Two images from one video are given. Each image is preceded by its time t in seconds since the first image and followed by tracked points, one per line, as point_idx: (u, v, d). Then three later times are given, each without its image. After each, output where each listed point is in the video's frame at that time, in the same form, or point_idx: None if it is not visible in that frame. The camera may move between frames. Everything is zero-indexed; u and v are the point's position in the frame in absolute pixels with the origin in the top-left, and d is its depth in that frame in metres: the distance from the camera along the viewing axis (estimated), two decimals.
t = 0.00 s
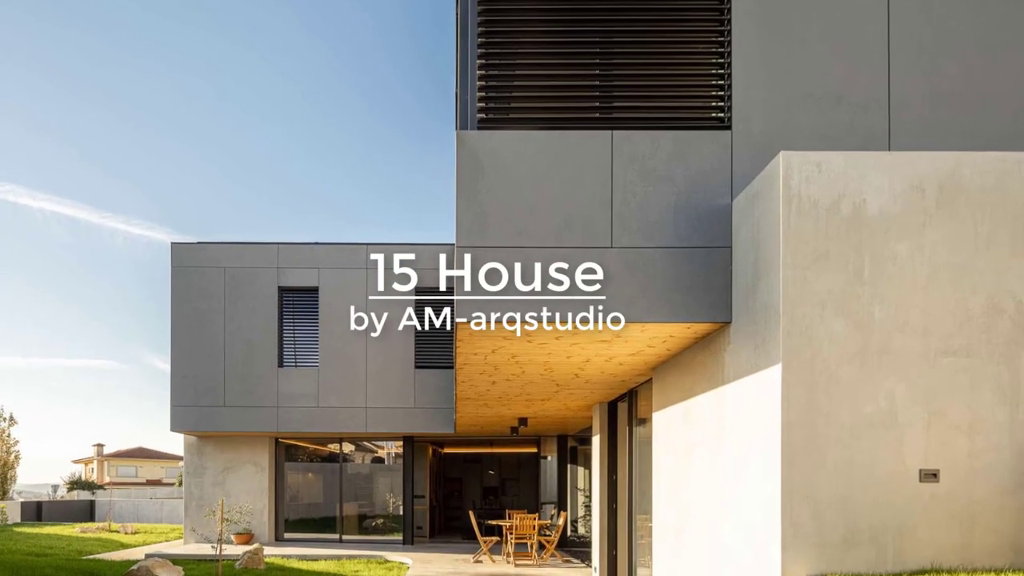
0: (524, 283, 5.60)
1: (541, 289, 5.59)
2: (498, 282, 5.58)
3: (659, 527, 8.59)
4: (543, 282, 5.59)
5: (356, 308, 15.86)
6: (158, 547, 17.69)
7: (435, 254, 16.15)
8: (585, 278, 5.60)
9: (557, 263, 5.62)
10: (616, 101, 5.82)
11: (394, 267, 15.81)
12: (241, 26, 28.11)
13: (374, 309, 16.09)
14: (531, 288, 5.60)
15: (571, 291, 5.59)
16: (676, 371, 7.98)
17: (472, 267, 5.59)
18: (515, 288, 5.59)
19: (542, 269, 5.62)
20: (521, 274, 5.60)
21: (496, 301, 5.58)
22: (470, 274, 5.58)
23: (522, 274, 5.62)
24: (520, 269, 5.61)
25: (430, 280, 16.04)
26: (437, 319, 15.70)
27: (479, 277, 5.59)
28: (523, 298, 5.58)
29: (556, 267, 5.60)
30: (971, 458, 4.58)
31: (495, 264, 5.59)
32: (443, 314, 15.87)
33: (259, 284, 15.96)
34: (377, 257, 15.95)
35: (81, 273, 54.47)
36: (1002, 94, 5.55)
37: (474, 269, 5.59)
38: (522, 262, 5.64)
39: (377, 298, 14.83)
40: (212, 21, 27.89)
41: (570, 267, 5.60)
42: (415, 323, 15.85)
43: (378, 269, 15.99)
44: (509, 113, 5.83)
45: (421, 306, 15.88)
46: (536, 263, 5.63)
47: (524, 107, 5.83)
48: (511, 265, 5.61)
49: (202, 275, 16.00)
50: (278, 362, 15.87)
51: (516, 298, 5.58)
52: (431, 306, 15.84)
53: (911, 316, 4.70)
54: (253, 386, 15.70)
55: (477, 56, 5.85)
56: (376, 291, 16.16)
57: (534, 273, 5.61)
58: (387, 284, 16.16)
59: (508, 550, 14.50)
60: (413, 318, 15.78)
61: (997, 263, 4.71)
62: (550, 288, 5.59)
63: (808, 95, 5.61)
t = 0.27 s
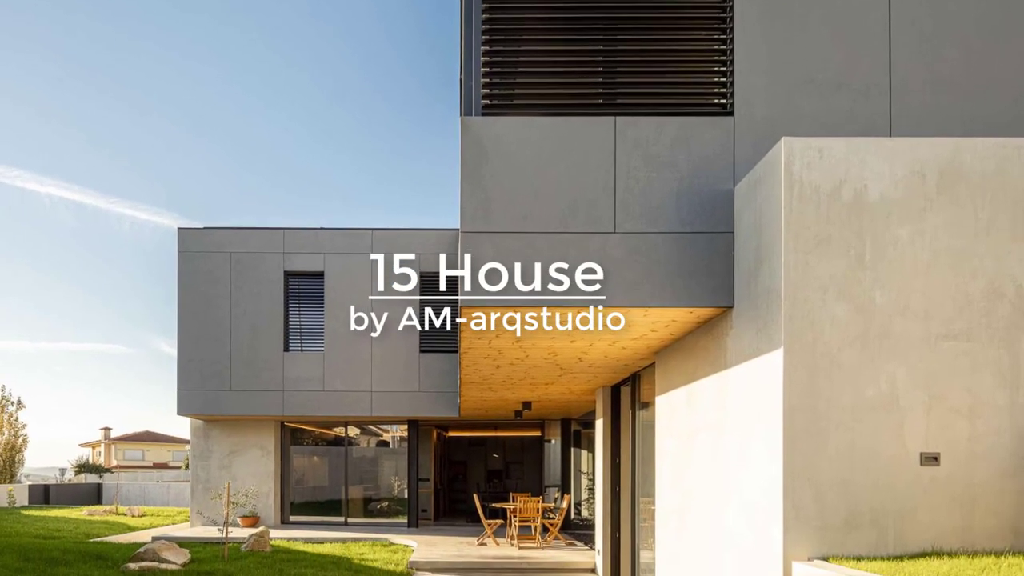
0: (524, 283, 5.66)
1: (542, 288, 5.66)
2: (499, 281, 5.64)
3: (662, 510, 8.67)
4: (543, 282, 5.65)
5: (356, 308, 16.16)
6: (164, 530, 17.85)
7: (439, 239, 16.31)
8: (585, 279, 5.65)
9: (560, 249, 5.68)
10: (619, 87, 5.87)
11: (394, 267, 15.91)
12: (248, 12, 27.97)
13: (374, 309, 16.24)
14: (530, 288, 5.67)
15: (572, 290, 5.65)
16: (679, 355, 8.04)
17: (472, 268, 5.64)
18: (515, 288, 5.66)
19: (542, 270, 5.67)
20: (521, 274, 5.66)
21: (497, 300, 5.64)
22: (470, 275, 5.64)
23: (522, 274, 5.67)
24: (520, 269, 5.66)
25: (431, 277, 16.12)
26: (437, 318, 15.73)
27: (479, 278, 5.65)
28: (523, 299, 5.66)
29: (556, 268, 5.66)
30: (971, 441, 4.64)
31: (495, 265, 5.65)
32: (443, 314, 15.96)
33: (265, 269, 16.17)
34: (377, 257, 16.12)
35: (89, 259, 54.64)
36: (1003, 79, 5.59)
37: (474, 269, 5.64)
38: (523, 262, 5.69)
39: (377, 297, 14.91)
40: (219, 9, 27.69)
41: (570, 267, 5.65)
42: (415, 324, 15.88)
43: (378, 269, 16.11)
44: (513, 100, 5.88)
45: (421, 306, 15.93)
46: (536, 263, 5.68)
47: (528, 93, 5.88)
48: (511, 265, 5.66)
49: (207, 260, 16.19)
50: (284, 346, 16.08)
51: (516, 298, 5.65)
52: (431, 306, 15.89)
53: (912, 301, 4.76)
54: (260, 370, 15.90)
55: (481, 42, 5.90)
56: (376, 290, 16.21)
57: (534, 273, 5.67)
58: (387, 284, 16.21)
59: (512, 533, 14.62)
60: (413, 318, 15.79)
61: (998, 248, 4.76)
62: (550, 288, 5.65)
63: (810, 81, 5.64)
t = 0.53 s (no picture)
0: (524, 283, 5.70)
1: (541, 289, 5.69)
2: (498, 281, 5.67)
3: (665, 494, 8.75)
4: (543, 282, 5.69)
5: (356, 308, 16.27)
6: (171, 514, 17.99)
7: (443, 225, 16.41)
8: (585, 278, 5.68)
9: (563, 235, 5.73)
10: (622, 75, 5.93)
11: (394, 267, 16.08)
12: None
13: (374, 309, 16.34)
14: (530, 288, 5.70)
15: (572, 291, 5.68)
16: (682, 340, 8.10)
17: (472, 268, 5.65)
18: (515, 288, 5.68)
19: (542, 269, 5.70)
20: (521, 275, 5.69)
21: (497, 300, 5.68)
22: (470, 275, 5.65)
23: (522, 273, 5.70)
24: (520, 269, 5.69)
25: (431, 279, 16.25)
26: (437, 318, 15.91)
27: (479, 278, 5.66)
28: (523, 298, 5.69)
29: (556, 268, 5.69)
30: (971, 426, 4.70)
31: (495, 265, 5.68)
32: (443, 314, 16.09)
33: (270, 254, 16.31)
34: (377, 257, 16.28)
35: (96, 245, 54.85)
36: (1003, 67, 5.62)
37: (474, 269, 5.66)
38: (522, 261, 5.72)
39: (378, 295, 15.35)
40: None
41: (570, 267, 5.68)
42: (415, 324, 15.90)
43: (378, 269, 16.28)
44: (517, 87, 5.94)
45: (421, 307, 16.02)
46: (536, 263, 5.71)
47: (532, 80, 5.94)
48: (511, 264, 5.69)
49: (213, 245, 16.32)
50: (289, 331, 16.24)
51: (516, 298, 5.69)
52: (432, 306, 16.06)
53: (913, 286, 4.81)
54: (265, 355, 16.05)
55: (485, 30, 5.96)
56: (377, 290, 16.32)
57: (534, 273, 5.70)
58: (387, 284, 16.34)
59: (516, 516, 14.74)
60: (413, 318, 15.84)
61: (998, 234, 4.82)
62: (550, 288, 5.69)
63: (811, 69, 5.68)
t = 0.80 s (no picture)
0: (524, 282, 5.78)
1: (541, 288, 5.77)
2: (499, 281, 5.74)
3: (667, 478, 8.84)
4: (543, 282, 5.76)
5: (356, 308, 16.34)
6: (177, 498, 18.13)
7: (446, 212, 16.48)
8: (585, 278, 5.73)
9: (566, 221, 5.78)
10: (625, 62, 5.98)
11: (394, 267, 16.23)
12: None
13: (374, 309, 16.38)
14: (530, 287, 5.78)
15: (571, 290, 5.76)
16: (684, 326, 8.16)
17: (472, 268, 5.72)
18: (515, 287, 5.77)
19: (542, 268, 5.77)
20: (521, 274, 5.77)
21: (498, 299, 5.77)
22: (470, 276, 5.72)
23: (522, 272, 5.78)
24: (519, 268, 5.76)
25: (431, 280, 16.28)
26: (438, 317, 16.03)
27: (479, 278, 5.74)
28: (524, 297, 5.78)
29: (556, 267, 5.75)
30: (972, 410, 4.77)
31: (495, 264, 5.75)
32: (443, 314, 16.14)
33: (276, 241, 16.43)
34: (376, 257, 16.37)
35: (103, 232, 54.72)
36: (1003, 54, 5.67)
37: (474, 269, 5.73)
38: (524, 257, 5.78)
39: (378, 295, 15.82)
40: None
41: (569, 267, 5.74)
42: (415, 323, 16.07)
43: (378, 269, 16.35)
44: (520, 73, 5.98)
45: (421, 307, 16.16)
46: (536, 262, 5.78)
47: (535, 67, 5.99)
48: (511, 264, 5.75)
49: (218, 231, 16.43)
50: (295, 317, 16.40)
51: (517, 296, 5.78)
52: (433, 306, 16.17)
53: (914, 272, 4.87)
54: (271, 340, 16.21)
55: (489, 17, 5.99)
56: (376, 290, 16.38)
57: (534, 272, 5.77)
58: (387, 284, 16.41)
59: (520, 501, 14.85)
60: (413, 318, 16.01)
61: (999, 220, 4.87)
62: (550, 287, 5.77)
63: (812, 55, 5.74)
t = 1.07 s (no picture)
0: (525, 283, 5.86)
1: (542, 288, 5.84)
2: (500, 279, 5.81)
3: (670, 464, 8.91)
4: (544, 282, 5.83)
5: (356, 308, 16.44)
6: (183, 483, 18.25)
7: (450, 199, 16.57)
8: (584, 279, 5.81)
9: (569, 208, 5.84)
10: (628, 50, 6.03)
11: (394, 267, 16.48)
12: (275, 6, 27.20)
13: (374, 309, 16.48)
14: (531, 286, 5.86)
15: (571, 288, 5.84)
16: (686, 313, 8.23)
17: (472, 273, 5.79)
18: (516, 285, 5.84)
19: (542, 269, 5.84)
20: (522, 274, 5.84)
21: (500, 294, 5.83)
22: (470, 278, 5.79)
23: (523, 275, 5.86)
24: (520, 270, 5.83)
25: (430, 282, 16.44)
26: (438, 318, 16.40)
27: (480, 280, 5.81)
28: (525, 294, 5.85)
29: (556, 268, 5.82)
30: (971, 395, 4.83)
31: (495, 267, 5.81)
32: (442, 314, 16.34)
33: (281, 228, 16.57)
34: (377, 257, 16.53)
35: (109, 222, 54.95)
36: (1004, 42, 5.72)
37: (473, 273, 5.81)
38: (528, 243, 5.83)
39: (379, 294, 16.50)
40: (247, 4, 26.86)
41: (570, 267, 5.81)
42: (415, 324, 16.35)
43: (378, 269, 16.49)
44: (524, 61, 6.04)
45: (421, 307, 16.44)
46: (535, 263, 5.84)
47: (539, 55, 6.04)
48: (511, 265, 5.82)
49: (224, 219, 16.60)
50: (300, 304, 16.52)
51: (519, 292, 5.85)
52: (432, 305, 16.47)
53: (915, 259, 4.92)
54: (277, 327, 16.33)
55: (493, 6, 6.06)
56: (376, 290, 16.54)
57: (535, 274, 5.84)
58: (387, 284, 16.55)
59: (524, 486, 14.95)
60: (413, 317, 16.32)
61: (999, 207, 4.91)
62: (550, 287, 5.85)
63: (814, 44, 5.79)
